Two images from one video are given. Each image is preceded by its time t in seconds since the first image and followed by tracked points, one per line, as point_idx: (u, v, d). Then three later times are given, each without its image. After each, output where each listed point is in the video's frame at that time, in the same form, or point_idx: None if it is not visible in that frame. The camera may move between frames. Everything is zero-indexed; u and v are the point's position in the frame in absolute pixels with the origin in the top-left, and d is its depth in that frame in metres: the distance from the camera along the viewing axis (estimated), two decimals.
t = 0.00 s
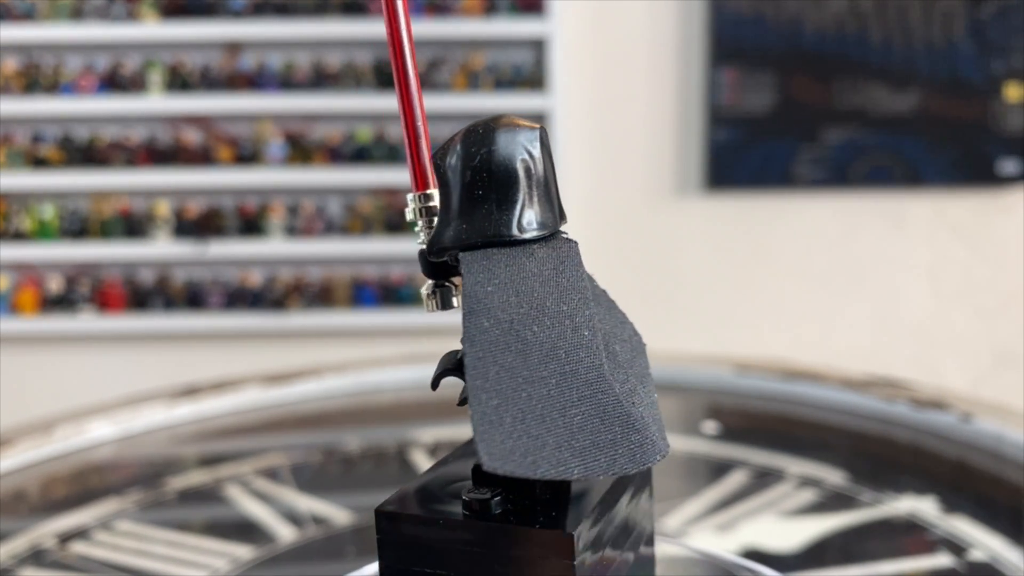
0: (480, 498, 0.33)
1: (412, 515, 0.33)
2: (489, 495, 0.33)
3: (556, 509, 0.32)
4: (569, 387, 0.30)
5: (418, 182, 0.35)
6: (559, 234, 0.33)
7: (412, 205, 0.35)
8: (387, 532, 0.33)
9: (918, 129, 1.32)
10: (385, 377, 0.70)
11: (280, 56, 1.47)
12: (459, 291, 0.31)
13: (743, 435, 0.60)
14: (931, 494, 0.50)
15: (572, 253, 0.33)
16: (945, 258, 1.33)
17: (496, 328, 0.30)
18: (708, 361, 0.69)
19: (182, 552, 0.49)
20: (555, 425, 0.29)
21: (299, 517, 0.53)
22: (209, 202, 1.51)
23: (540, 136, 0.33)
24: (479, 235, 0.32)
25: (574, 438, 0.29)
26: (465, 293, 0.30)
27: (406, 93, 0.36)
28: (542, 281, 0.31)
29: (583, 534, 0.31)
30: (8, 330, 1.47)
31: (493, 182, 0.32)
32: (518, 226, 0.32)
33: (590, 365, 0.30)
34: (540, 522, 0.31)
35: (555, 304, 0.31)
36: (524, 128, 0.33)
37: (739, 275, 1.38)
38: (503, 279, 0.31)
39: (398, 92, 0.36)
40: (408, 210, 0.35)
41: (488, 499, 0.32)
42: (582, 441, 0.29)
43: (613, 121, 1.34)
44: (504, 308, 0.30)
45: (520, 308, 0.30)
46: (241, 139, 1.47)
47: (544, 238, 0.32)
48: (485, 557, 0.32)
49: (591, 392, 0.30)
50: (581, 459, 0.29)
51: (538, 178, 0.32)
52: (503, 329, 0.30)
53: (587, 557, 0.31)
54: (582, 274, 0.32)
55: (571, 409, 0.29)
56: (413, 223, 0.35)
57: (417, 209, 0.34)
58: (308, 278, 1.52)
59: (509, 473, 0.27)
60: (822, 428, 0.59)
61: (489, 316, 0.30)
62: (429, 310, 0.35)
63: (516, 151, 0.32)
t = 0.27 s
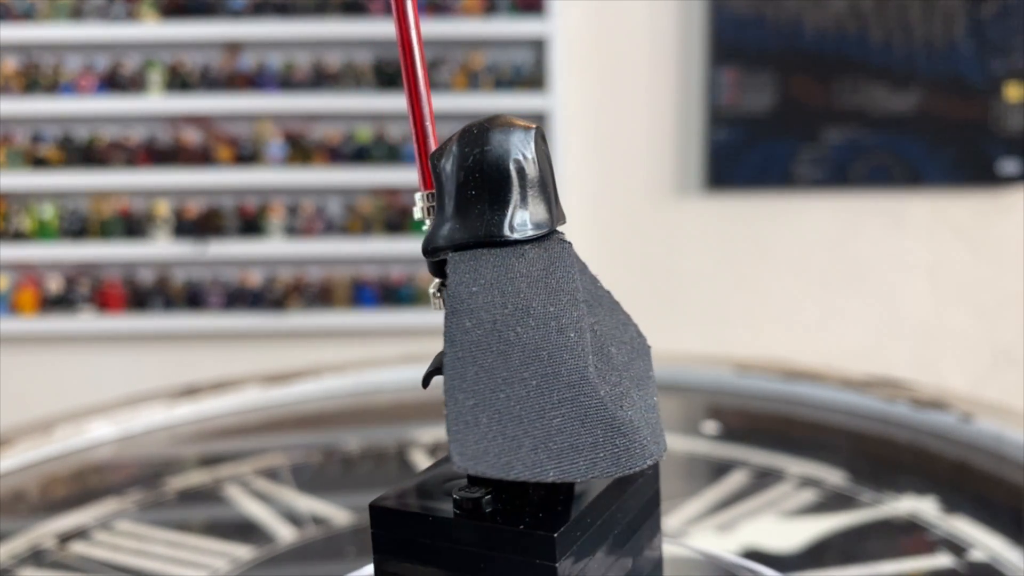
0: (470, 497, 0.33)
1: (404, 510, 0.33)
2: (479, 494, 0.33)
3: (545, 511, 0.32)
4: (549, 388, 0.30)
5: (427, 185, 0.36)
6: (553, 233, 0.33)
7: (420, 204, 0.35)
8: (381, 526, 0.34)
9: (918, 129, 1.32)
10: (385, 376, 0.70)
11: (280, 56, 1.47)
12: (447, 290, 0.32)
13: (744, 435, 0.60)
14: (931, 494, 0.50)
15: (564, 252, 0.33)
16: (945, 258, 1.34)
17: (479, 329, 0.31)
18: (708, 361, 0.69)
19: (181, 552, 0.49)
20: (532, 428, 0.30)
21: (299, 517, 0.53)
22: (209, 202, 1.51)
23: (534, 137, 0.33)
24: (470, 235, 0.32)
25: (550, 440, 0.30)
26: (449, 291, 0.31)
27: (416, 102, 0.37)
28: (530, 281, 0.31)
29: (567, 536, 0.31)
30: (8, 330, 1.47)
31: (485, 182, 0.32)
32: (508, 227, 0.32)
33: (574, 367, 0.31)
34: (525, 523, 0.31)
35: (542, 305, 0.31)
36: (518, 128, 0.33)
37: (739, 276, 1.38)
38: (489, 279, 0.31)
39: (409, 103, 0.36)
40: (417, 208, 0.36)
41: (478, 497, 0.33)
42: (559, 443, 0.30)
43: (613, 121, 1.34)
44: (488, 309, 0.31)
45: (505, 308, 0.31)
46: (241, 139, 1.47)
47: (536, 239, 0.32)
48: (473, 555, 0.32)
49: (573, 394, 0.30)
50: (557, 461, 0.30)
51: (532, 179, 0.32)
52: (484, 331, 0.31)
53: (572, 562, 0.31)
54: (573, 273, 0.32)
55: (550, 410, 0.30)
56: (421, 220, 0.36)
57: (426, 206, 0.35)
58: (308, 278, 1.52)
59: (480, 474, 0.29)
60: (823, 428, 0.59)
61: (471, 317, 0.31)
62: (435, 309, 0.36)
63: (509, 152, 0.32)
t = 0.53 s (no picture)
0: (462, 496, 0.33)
1: (397, 508, 0.33)
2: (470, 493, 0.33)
3: (533, 512, 0.32)
4: (529, 391, 0.32)
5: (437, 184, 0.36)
6: (548, 233, 0.33)
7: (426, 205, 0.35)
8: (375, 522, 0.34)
9: (919, 129, 1.32)
10: (386, 376, 0.70)
11: (280, 56, 1.47)
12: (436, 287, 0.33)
13: (744, 435, 0.60)
14: (931, 494, 0.50)
15: (554, 251, 0.33)
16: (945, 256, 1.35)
17: (462, 331, 0.32)
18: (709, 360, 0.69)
19: (181, 552, 0.49)
20: (510, 429, 0.32)
21: (299, 517, 0.53)
22: (209, 202, 1.51)
23: (530, 137, 0.33)
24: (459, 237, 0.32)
25: (527, 441, 0.32)
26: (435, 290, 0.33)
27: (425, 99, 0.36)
28: (518, 282, 0.32)
29: (550, 539, 0.31)
30: (8, 330, 1.47)
31: (479, 184, 0.32)
32: (500, 230, 0.32)
33: (556, 369, 0.31)
34: (511, 523, 0.31)
35: (528, 305, 0.32)
36: (514, 128, 0.32)
37: (739, 276, 1.38)
38: (476, 279, 0.32)
39: (417, 100, 0.36)
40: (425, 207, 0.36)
41: (468, 496, 0.33)
42: (536, 445, 0.32)
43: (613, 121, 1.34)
44: (473, 309, 0.32)
45: (490, 309, 0.32)
46: (241, 139, 1.47)
47: (528, 240, 0.33)
48: (461, 553, 0.32)
49: (553, 396, 0.31)
50: (533, 463, 0.31)
51: (527, 180, 0.32)
52: (468, 331, 0.32)
53: (555, 565, 0.31)
54: (563, 272, 0.32)
55: (529, 412, 0.32)
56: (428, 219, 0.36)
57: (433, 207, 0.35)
58: (308, 278, 1.52)
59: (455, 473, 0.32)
60: (823, 428, 0.59)
61: (455, 317, 0.32)
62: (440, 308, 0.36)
63: (504, 154, 0.32)
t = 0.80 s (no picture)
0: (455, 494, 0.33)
1: (392, 503, 0.33)
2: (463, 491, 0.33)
3: (521, 513, 0.32)
4: (510, 393, 0.32)
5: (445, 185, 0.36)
6: (542, 234, 0.33)
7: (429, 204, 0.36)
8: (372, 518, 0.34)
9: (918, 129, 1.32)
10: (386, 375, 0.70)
11: (280, 56, 1.47)
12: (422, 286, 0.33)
13: (744, 435, 0.60)
14: (931, 494, 0.50)
15: (545, 254, 0.33)
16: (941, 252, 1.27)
17: (445, 331, 0.33)
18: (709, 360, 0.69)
19: (181, 552, 0.49)
20: (488, 431, 0.32)
21: (299, 517, 0.53)
22: (209, 202, 1.51)
23: (524, 137, 0.32)
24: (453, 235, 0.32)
25: (506, 443, 0.32)
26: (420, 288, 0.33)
27: (434, 96, 0.36)
28: (505, 282, 0.32)
29: (534, 540, 0.31)
30: (7, 330, 1.47)
31: (473, 184, 0.32)
32: (492, 229, 0.32)
33: (539, 372, 0.32)
34: (496, 523, 0.31)
35: (515, 306, 0.32)
36: (508, 128, 0.32)
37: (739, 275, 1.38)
38: (463, 279, 0.32)
39: (427, 98, 0.35)
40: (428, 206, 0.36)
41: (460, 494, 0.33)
42: (514, 446, 0.32)
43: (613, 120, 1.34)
44: (458, 308, 0.32)
45: (476, 309, 0.32)
46: (240, 139, 1.47)
47: (519, 241, 0.33)
48: (450, 551, 0.32)
49: (535, 398, 0.32)
50: (510, 465, 0.32)
51: (520, 180, 0.32)
52: (452, 331, 0.33)
53: (540, 567, 0.31)
54: (554, 274, 0.32)
55: (509, 413, 0.32)
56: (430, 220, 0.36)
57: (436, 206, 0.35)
58: (308, 278, 1.51)
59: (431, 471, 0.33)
60: (823, 428, 0.59)
61: (439, 317, 0.33)
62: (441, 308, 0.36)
63: (497, 153, 0.32)
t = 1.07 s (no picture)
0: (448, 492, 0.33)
1: (389, 499, 0.34)
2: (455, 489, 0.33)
3: (509, 512, 0.32)
4: (491, 393, 0.32)
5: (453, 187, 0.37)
6: (534, 236, 0.33)
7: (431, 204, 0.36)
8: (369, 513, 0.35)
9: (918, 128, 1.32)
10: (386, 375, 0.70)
11: (280, 56, 1.47)
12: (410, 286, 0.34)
13: (744, 435, 0.60)
14: (931, 494, 0.50)
15: (536, 256, 0.33)
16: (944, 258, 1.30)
17: (428, 330, 0.33)
18: (709, 360, 0.69)
19: (180, 552, 0.49)
20: (465, 431, 0.32)
21: (299, 517, 0.53)
22: (209, 202, 1.51)
23: (518, 137, 0.32)
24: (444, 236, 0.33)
25: (483, 443, 0.32)
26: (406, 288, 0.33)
27: (445, 100, 0.36)
28: (493, 283, 0.32)
29: (518, 538, 0.31)
30: (7, 331, 1.47)
31: (467, 182, 0.32)
32: (484, 230, 0.32)
33: (521, 372, 0.31)
34: (483, 522, 0.31)
35: (501, 306, 0.32)
36: (503, 128, 0.33)
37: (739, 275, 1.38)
38: (451, 279, 0.32)
39: (438, 101, 0.35)
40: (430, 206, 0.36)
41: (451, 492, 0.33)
42: (491, 447, 0.32)
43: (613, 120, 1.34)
44: (444, 308, 0.33)
45: (461, 308, 0.32)
46: (240, 139, 1.47)
47: (512, 241, 0.33)
48: (439, 549, 0.32)
49: (515, 398, 0.32)
50: (485, 466, 0.32)
51: (513, 180, 0.32)
52: (437, 330, 0.33)
53: (524, 567, 0.31)
54: (543, 276, 0.32)
55: (489, 413, 0.32)
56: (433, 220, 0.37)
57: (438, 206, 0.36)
58: (308, 278, 1.51)
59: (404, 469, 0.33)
60: (824, 429, 0.59)
61: (424, 316, 0.33)
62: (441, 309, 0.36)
63: (490, 154, 0.32)
